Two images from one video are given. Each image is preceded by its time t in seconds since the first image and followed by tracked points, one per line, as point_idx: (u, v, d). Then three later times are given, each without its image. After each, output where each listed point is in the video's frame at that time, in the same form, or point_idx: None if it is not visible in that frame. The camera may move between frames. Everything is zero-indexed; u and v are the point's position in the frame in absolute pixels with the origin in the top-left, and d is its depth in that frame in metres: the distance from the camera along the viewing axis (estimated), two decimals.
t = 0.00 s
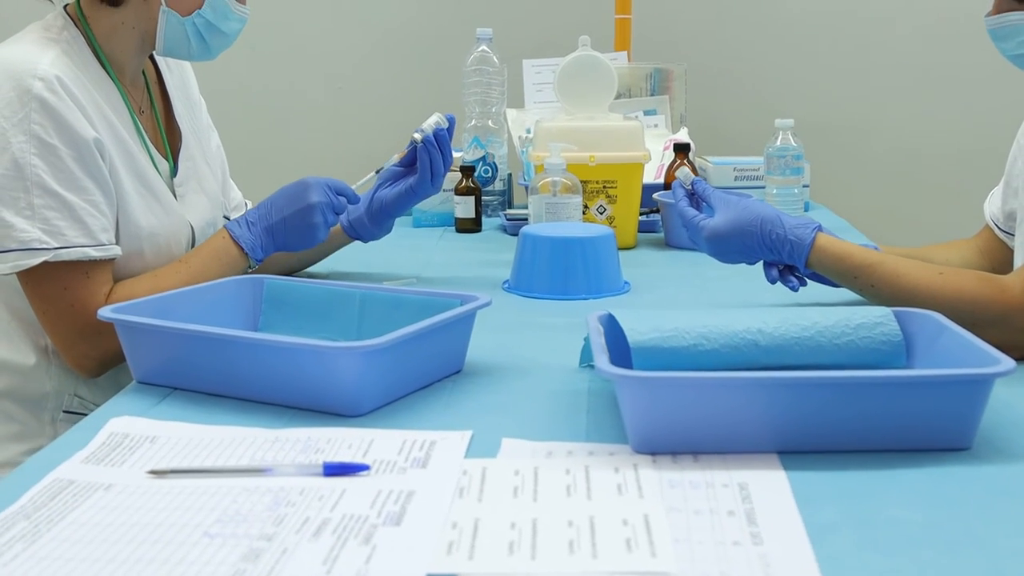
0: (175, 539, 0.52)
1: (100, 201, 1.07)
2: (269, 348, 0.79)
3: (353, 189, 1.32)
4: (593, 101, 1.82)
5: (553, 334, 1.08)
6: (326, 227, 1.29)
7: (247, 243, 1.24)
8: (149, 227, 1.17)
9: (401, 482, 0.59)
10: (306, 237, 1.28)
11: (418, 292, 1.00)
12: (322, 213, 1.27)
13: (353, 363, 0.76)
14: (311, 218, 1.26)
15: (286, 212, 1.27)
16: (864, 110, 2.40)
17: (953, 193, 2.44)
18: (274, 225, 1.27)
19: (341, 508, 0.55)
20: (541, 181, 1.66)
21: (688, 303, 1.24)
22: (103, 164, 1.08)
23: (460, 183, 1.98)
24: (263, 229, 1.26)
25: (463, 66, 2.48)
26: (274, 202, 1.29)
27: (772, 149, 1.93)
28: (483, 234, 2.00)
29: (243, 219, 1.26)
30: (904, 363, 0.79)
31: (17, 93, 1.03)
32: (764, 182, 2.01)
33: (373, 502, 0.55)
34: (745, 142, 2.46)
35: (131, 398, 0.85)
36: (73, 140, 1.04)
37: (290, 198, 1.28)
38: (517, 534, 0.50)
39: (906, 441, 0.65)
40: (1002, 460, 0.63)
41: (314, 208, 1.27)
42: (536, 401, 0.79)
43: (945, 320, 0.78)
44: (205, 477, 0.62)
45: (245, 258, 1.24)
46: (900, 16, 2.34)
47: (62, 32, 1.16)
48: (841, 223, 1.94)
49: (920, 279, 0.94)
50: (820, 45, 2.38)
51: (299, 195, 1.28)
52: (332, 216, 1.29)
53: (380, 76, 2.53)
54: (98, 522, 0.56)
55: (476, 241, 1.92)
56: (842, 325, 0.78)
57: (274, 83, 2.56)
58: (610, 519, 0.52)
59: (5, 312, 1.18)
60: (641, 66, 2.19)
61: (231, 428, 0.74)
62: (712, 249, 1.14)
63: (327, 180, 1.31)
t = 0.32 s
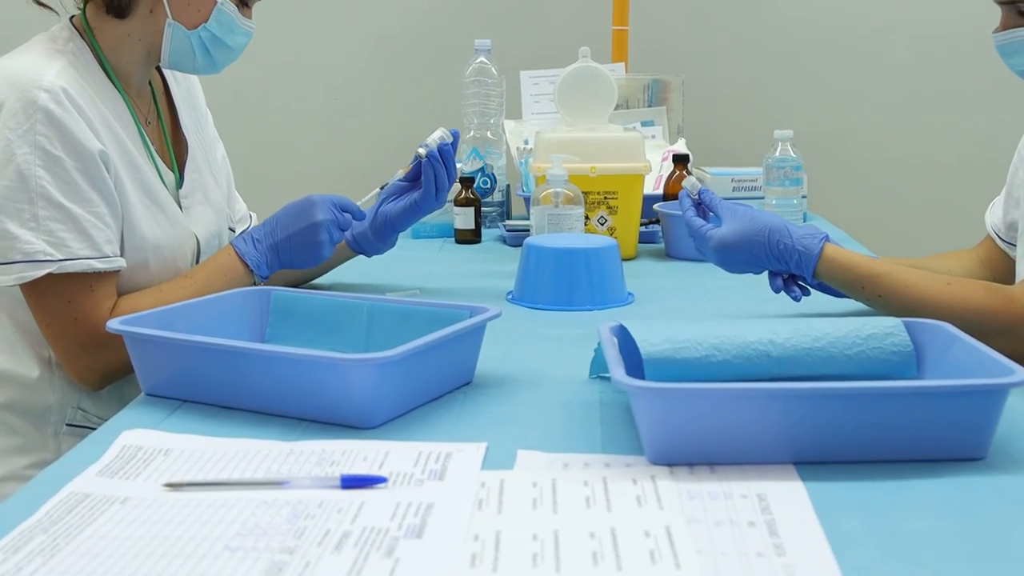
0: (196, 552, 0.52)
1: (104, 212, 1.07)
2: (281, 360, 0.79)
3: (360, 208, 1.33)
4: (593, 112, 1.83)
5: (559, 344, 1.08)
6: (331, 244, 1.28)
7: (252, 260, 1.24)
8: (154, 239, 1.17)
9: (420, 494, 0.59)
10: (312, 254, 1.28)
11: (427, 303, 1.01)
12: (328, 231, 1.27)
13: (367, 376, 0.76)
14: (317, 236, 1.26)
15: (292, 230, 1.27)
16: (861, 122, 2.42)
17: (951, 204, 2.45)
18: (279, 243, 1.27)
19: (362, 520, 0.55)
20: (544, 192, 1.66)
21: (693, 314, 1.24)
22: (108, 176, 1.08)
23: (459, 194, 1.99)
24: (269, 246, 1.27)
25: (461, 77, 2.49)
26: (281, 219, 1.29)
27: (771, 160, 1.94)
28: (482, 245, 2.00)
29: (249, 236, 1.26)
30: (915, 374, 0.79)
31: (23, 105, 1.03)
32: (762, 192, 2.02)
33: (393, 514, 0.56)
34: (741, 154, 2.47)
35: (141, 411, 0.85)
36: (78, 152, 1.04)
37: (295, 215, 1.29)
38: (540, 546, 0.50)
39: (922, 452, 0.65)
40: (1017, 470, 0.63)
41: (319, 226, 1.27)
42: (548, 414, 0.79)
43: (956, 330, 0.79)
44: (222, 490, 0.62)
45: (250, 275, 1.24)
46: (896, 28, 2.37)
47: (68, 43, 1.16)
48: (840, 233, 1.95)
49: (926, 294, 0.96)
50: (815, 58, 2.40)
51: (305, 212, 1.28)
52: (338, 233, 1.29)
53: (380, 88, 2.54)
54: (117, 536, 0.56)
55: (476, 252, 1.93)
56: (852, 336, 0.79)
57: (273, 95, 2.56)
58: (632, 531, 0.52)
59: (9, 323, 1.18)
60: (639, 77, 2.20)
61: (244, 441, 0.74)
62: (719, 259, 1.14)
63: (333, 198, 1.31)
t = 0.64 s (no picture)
0: (216, 566, 0.52)
1: (112, 226, 1.07)
2: (295, 372, 0.79)
3: (374, 236, 1.41)
4: (594, 123, 1.84)
5: (565, 355, 1.08)
6: (346, 276, 1.34)
7: (270, 293, 1.28)
8: (162, 252, 1.18)
9: (438, 507, 0.59)
10: (328, 286, 1.34)
11: (436, 315, 1.01)
12: (343, 264, 1.33)
13: (379, 387, 0.76)
14: (333, 270, 1.32)
15: (309, 263, 1.32)
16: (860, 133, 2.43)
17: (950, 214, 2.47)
18: (295, 275, 1.32)
19: (381, 533, 0.55)
20: (546, 204, 1.67)
21: (698, 325, 1.24)
22: (116, 189, 1.09)
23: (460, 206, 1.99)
24: (285, 278, 1.31)
25: (461, 89, 2.51)
26: (295, 251, 1.34)
27: (771, 170, 1.95)
28: (483, 256, 2.00)
29: (266, 267, 1.30)
30: (925, 384, 0.79)
31: (31, 117, 1.03)
32: (762, 203, 2.03)
33: (412, 526, 0.56)
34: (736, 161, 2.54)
35: (151, 423, 0.85)
36: (87, 165, 1.05)
37: (311, 248, 1.33)
38: (562, 558, 0.51)
39: (936, 461, 0.65)
40: None
41: (335, 260, 1.32)
42: (560, 425, 0.79)
43: (965, 340, 0.79)
44: (238, 503, 0.62)
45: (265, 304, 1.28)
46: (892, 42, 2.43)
47: (75, 54, 1.16)
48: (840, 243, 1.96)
49: (935, 303, 0.98)
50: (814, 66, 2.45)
51: (321, 246, 1.33)
52: (353, 265, 1.35)
53: (381, 99, 2.55)
54: (135, 549, 0.56)
55: (477, 263, 1.93)
56: (863, 346, 0.79)
57: (272, 107, 2.57)
58: (653, 542, 0.52)
59: (15, 335, 1.17)
60: (637, 88, 2.22)
61: (257, 453, 0.74)
62: (726, 270, 1.15)
63: (347, 230, 1.36)
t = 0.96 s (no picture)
0: None
1: (122, 237, 1.07)
2: (308, 384, 0.79)
3: (384, 257, 1.40)
4: (595, 134, 1.84)
5: (572, 366, 1.08)
6: (358, 299, 1.35)
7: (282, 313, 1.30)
8: (171, 263, 1.18)
9: (456, 519, 0.59)
10: (339, 308, 1.35)
11: (445, 326, 1.01)
12: (356, 287, 1.34)
13: (393, 400, 0.76)
14: (345, 293, 1.33)
15: (321, 286, 1.34)
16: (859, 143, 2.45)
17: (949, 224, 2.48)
18: (307, 297, 1.34)
19: (400, 545, 0.55)
20: (549, 215, 1.67)
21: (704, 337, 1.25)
22: (126, 201, 1.09)
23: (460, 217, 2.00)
24: (297, 300, 1.33)
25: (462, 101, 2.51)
26: (307, 273, 1.35)
27: (772, 181, 1.96)
28: (483, 267, 2.01)
29: (278, 288, 1.32)
30: (935, 395, 0.80)
31: (42, 129, 1.03)
32: (763, 213, 2.04)
33: (431, 539, 0.56)
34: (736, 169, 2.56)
35: (161, 436, 0.85)
36: (97, 176, 1.05)
37: (323, 270, 1.35)
38: (583, 570, 0.51)
39: (951, 472, 0.65)
40: None
41: (348, 282, 1.34)
42: (571, 436, 0.80)
43: (975, 351, 0.79)
44: (254, 515, 0.62)
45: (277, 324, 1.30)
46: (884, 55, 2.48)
47: (84, 65, 1.17)
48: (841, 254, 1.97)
49: (945, 316, 1.00)
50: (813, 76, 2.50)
51: (333, 268, 1.34)
52: (364, 286, 1.36)
53: (382, 112, 2.56)
54: (154, 561, 0.56)
55: (477, 274, 1.93)
56: (874, 357, 0.79)
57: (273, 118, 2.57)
58: (673, 554, 0.52)
59: (22, 347, 1.18)
60: (636, 99, 2.23)
61: (272, 465, 0.74)
62: (733, 281, 1.16)
63: (359, 253, 1.38)
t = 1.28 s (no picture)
0: None
1: (133, 247, 1.07)
2: (322, 397, 0.79)
3: (392, 271, 1.42)
4: (597, 145, 1.85)
5: (579, 378, 1.09)
6: (366, 313, 1.36)
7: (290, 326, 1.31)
8: (180, 273, 1.19)
9: (476, 532, 0.59)
10: (347, 321, 1.36)
11: (455, 338, 1.02)
12: (364, 301, 1.35)
13: (408, 413, 0.77)
14: (353, 307, 1.34)
15: (329, 299, 1.34)
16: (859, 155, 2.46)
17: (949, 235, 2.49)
18: (315, 310, 1.35)
19: (421, 559, 0.55)
20: (553, 227, 1.67)
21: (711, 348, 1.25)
22: (136, 211, 1.09)
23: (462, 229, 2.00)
24: (304, 313, 1.33)
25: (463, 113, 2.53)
26: (315, 285, 1.36)
27: (773, 193, 1.97)
28: (486, 279, 2.01)
29: (287, 300, 1.32)
30: (946, 406, 0.80)
31: (52, 139, 1.04)
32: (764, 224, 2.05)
33: (452, 552, 0.56)
34: (737, 180, 2.58)
35: (173, 449, 0.85)
36: (107, 187, 1.05)
37: (331, 283, 1.36)
38: None
39: (967, 483, 0.66)
40: None
41: (356, 296, 1.34)
42: (584, 448, 0.80)
43: (986, 362, 0.79)
44: (273, 528, 0.62)
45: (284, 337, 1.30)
46: (882, 68, 2.50)
47: (91, 76, 1.17)
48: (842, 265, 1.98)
49: (952, 327, 1.03)
50: (812, 89, 2.52)
51: (342, 282, 1.35)
52: (372, 300, 1.37)
53: (384, 124, 2.57)
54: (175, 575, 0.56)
55: (480, 286, 1.94)
56: (886, 369, 0.80)
57: (274, 130, 2.58)
58: (693, 566, 0.53)
59: (30, 361, 1.18)
60: (636, 111, 2.24)
61: (288, 478, 0.74)
62: (743, 293, 1.17)
63: (367, 266, 1.39)
